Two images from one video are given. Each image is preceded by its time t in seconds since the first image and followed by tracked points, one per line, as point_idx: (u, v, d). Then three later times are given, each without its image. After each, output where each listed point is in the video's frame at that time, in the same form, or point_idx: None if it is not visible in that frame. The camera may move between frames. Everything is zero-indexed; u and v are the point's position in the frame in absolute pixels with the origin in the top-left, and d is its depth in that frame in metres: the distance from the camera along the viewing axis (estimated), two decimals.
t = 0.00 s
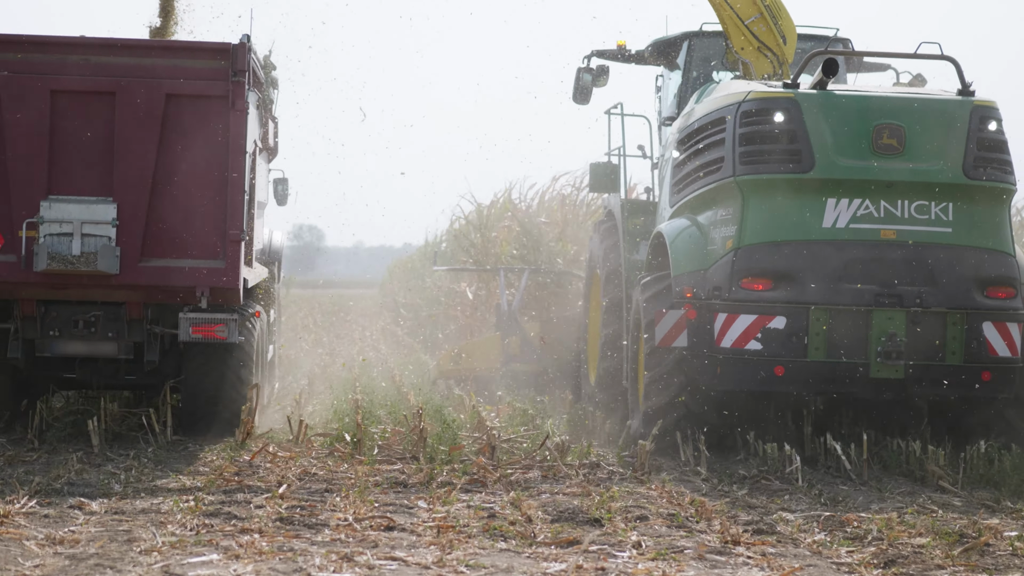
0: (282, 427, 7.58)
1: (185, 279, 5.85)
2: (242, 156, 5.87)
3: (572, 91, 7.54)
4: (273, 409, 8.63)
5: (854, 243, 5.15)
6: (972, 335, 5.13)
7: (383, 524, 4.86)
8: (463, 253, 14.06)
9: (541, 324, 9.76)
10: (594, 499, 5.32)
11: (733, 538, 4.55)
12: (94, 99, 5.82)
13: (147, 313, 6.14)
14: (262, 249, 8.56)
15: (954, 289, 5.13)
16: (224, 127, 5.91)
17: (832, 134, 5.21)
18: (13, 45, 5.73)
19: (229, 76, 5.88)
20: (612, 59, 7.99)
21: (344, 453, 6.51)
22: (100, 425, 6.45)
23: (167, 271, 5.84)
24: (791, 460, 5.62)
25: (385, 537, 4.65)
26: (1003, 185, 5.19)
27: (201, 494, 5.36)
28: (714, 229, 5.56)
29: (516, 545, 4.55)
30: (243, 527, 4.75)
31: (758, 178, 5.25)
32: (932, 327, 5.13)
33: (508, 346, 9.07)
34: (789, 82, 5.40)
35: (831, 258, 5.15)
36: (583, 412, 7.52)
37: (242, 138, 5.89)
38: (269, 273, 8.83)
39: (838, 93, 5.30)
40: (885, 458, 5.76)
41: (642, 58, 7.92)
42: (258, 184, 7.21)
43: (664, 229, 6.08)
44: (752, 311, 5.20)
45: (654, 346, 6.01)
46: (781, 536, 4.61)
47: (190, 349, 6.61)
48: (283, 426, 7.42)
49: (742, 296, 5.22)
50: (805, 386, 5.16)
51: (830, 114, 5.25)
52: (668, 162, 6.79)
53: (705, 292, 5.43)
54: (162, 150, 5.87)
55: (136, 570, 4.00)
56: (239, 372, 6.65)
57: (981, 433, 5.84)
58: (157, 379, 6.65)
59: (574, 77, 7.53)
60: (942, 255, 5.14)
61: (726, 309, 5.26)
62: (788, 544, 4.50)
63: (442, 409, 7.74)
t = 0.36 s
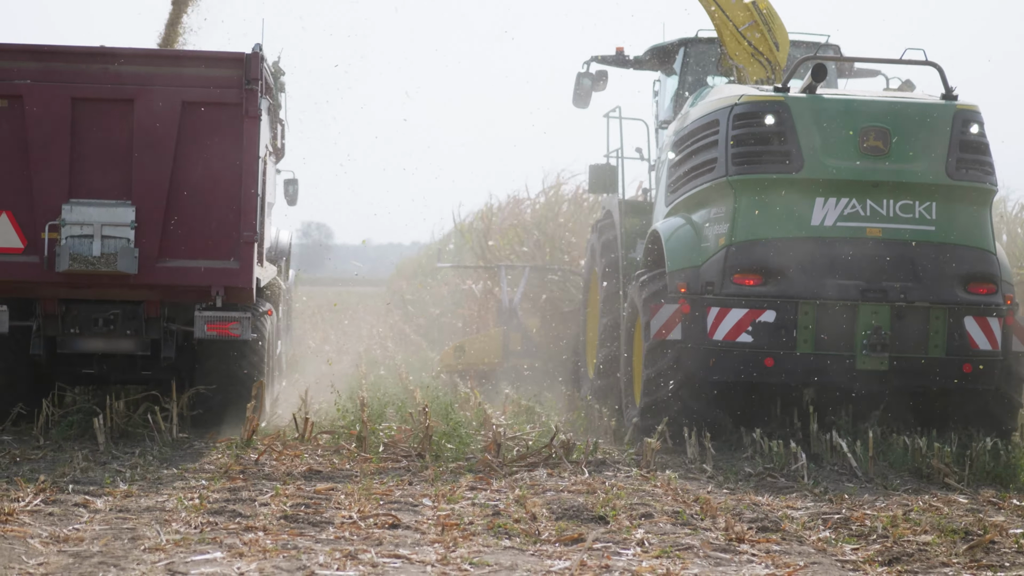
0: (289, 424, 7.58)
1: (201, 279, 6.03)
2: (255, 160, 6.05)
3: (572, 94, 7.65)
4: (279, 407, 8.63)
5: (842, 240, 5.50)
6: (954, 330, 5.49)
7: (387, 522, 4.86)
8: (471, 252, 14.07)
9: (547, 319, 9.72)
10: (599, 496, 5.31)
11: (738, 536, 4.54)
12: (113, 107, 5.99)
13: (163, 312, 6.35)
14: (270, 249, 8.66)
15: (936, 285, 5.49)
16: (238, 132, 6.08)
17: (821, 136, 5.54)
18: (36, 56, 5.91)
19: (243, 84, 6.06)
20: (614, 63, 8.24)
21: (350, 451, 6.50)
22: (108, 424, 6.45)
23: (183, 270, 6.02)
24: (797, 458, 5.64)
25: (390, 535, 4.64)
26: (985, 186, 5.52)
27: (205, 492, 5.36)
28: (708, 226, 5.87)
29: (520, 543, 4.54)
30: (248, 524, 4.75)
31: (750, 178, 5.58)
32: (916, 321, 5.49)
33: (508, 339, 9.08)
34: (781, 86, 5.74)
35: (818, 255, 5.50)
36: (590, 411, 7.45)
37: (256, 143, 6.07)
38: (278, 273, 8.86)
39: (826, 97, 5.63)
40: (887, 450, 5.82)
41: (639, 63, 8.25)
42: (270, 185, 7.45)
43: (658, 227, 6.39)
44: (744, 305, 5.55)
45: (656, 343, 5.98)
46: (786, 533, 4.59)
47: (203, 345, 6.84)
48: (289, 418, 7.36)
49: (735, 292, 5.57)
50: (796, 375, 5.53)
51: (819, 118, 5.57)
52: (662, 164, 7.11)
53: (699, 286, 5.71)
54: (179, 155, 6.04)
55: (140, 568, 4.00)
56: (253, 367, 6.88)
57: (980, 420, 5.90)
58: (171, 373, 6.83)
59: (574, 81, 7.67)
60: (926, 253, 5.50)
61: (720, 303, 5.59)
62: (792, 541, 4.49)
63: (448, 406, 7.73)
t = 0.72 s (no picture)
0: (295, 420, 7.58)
1: (214, 276, 6.11)
2: (266, 161, 6.10)
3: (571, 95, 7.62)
4: (287, 402, 8.63)
5: (828, 236, 5.61)
6: (935, 321, 5.62)
7: (393, 518, 4.86)
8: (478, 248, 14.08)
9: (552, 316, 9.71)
10: (605, 492, 5.29)
11: (742, 533, 4.52)
12: (129, 110, 6.08)
13: (179, 307, 6.44)
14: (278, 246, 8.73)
15: (918, 279, 5.62)
16: (250, 134, 6.14)
17: (807, 137, 5.65)
18: (54, 61, 6.02)
19: (254, 88, 6.12)
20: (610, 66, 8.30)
21: (355, 447, 6.49)
22: (114, 421, 6.45)
23: (197, 268, 6.10)
24: (803, 454, 5.62)
25: (395, 532, 4.64)
26: (964, 184, 5.65)
27: (210, 489, 5.36)
28: (700, 224, 5.98)
29: (525, 540, 4.53)
30: (252, 522, 4.75)
31: (738, 178, 5.68)
32: (898, 314, 5.62)
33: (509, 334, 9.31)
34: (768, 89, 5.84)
35: (805, 251, 5.61)
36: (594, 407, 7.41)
37: (267, 145, 6.13)
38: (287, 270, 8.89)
39: (812, 99, 5.74)
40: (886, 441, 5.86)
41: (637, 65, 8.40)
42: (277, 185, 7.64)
43: (653, 225, 6.51)
44: (732, 299, 5.66)
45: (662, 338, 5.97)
46: (791, 530, 4.58)
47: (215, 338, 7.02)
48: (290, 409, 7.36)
49: (722, 286, 5.69)
50: (783, 366, 5.65)
51: (805, 118, 5.68)
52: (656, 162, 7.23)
53: (690, 281, 5.84)
54: (193, 156, 6.12)
55: (144, 566, 4.01)
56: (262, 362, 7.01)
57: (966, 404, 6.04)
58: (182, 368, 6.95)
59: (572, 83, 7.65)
60: (908, 249, 5.62)
61: (709, 297, 5.71)
62: (797, 538, 4.47)
63: (454, 401, 7.72)
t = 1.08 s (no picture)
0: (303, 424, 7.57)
1: (227, 282, 6.26)
2: (277, 171, 6.24)
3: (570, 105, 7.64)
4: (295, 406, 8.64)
5: (811, 244, 5.79)
6: (915, 324, 5.81)
7: (398, 524, 4.86)
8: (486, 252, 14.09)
9: (558, 319, 9.70)
10: (611, 497, 5.28)
11: (749, 538, 4.51)
12: (144, 122, 6.21)
13: (193, 311, 6.56)
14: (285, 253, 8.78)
15: (898, 284, 5.78)
16: (261, 144, 6.28)
17: (790, 148, 5.81)
18: (72, 74, 6.15)
19: (265, 100, 6.25)
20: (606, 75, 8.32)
21: (363, 452, 6.48)
22: (120, 427, 6.46)
23: (210, 274, 6.23)
24: (810, 459, 5.61)
25: (401, 538, 4.64)
26: (942, 192, 5.83)
27: (217, 495, 5.37)
28: (689, 231, 6.15)
29: (531, 545, 4.53)
30: (258, 527, 4.76)
31: (726, 187, 5.83)
32: (880, 317, 5.81)
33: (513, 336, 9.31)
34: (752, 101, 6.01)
35: (788, 258, 5.78)
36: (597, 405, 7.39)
37: (278, 156, 6.27)
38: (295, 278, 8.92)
39: (795, 111, 5.92)
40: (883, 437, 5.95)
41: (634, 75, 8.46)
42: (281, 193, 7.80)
43: (643, 231, 6.70)
44: (719, 304, 5.86)
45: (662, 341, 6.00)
46: (797, 534, 4.57)
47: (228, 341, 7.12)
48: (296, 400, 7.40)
49: (710, 292, 5.87)
50: (768, 368, 5.85)
51: (788, 130, 5.85)
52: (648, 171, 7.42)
53: (679, 287, 6.03)
54: (206, 167, 6.25)
55: (149, 572, 4.02)
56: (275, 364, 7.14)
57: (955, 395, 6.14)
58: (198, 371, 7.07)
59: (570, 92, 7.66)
60: (889, 254, 5.79)
61: (698, 302, 5.90)
62: (803, 543, 4.46)
63: (462, 405, 7.72)
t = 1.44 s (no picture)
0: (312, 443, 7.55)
1: (244, 300, 6.53)
2: (291, 194, 6.54)
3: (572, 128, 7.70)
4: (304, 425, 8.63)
5: (800, 264, 6.00)
6: (901, 340, 5.99)
7: (404, 543, 4.85)
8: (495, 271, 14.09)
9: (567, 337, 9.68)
10: (618, 516, 5.27)
11: (756, 556, 4.49)
12: (164, 147, 6.51)
13: (209, 328, 6.85)
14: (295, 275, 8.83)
15: (884, 302, 5.99)
16: (276, 168, 6.58)
17: (780, 171, 6.01)
18: (96, 103, 6.45)
19: (280, 126, 6.55)
20: (608, 99, 8.35)
21: (371, 471, 6.47)
22: (128, 446, 6.48)
23: (227, 292, 6.52)
24: (818, 476, 5.60)
25: (407, 557, 4.64)
26: (927, 212, 6.02)
27: (224, 515, 5.37)
28: (685, 251, 6.38)
29: (537, 564, 4.52)
30: (265, 547, 4.77)
31: (717, 209, 6.06)
32: (867, 334, 5.99)
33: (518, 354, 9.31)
34: (743, 126, 6.23)
35: (777, 276, 6.00)
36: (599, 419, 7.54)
37: (292, 180, 6.58)
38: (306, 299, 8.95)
39: (784, 135, 6.13)
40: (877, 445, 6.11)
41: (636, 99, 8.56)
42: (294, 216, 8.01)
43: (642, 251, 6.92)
44: (712, 321, 6.05)
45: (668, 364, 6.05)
46: (804, 552, 4.55)
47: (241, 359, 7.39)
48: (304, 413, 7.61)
49: (704, 310, 6.11)
50: (758, 384, 6.01)
51: (777, 155, 6.05)
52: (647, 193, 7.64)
53: (676, 305, 6.27)
54: (223, 190, 6.55)
55: None
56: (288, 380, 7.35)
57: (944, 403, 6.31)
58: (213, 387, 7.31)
59: (573, 116, 7.71)
60: (875, 273, 6.00)
61: (691, 320, 6.11)
62: (811, 561, 4.44)
63: (471, 423, 7.71)
